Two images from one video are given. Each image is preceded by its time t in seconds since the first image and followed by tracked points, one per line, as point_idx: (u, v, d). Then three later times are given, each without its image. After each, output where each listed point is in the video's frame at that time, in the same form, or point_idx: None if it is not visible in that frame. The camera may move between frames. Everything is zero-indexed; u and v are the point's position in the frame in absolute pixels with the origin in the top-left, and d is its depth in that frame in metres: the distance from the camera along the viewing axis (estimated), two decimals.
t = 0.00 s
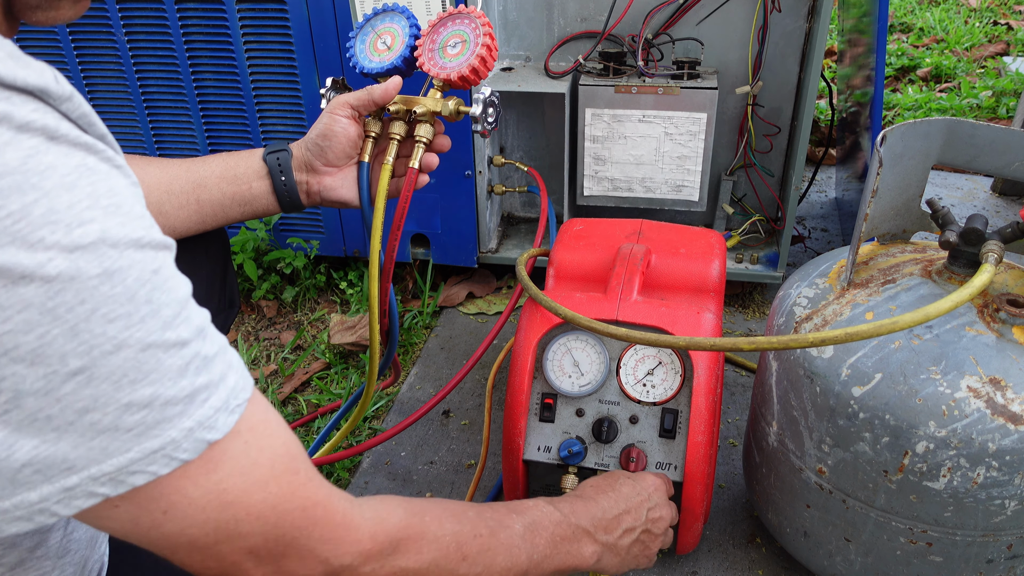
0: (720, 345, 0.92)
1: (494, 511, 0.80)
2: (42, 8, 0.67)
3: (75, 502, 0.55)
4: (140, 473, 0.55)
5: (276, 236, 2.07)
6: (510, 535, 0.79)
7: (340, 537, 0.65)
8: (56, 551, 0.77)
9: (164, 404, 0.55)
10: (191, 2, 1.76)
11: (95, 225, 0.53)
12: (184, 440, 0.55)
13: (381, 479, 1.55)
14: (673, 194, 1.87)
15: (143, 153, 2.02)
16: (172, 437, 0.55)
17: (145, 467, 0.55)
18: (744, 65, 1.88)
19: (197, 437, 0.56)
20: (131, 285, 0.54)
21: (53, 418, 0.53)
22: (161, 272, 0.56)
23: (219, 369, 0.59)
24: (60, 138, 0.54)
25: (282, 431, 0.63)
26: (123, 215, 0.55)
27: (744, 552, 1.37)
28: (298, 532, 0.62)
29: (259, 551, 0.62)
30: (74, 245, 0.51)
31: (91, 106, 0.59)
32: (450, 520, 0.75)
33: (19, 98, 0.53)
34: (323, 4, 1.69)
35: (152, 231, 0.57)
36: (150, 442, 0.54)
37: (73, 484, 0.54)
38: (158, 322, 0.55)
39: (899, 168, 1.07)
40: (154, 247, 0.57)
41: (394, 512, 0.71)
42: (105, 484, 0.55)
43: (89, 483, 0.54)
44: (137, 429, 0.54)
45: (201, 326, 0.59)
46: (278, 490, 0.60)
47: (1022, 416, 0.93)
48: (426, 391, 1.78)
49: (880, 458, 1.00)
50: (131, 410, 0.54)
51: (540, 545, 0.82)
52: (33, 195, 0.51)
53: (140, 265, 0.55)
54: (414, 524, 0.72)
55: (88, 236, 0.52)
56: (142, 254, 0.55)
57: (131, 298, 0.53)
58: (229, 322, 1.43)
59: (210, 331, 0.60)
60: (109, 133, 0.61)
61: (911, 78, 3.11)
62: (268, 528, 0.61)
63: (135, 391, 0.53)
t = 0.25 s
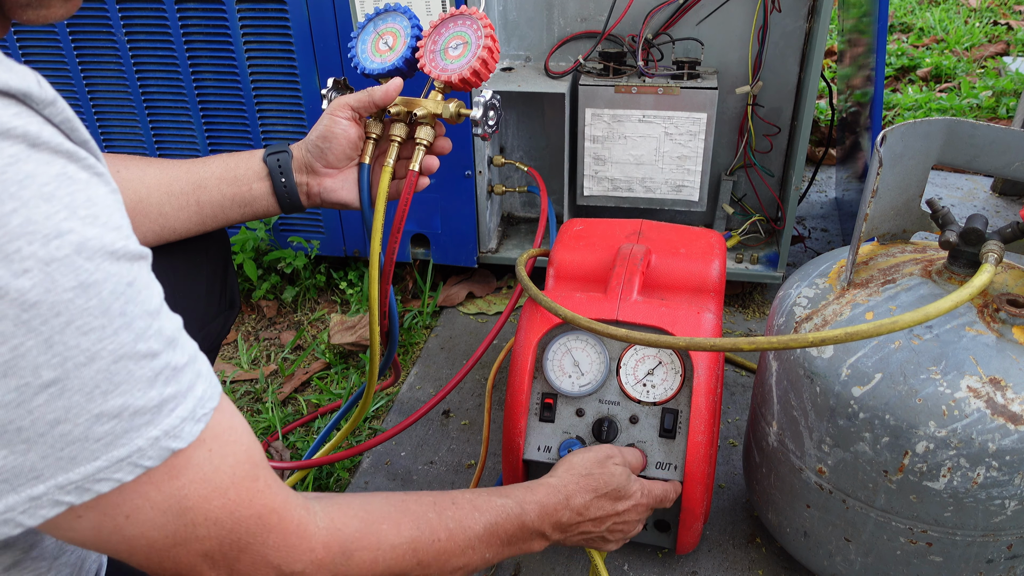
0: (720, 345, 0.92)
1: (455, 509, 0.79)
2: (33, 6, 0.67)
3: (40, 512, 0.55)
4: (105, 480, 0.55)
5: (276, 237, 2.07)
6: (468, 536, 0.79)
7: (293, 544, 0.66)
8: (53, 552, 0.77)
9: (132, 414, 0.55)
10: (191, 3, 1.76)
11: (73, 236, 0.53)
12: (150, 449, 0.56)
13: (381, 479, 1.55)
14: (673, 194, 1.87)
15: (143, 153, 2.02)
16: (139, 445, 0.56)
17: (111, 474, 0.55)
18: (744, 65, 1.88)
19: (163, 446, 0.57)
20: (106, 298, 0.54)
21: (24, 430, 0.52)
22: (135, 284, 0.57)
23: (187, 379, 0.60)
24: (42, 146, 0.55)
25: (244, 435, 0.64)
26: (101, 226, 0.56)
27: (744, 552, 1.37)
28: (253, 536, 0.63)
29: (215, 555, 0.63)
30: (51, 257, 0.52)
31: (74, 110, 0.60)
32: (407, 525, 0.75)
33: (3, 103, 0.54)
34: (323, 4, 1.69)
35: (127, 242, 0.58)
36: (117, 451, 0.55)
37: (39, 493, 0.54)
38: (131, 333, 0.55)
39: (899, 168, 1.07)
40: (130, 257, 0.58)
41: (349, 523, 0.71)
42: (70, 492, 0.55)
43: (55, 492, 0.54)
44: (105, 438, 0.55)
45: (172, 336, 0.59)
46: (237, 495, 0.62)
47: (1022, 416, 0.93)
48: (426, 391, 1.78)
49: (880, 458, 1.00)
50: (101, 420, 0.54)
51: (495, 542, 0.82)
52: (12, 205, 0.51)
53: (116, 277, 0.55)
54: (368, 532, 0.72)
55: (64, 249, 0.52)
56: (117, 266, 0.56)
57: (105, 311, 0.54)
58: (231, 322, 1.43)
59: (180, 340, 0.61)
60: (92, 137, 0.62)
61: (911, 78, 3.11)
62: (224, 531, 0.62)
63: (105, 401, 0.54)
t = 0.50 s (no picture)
0: (720, 345, 0.91)
1: (475, 501, 0.80)
2: None
3: (47, 490, 0.55)
4: (112, 459, 0.55)
5: (275, 237, 2.07)
6: (488, 529, 0.79)
7: (311, 520, 0.66)
8: (50, 549, 0.77)
9: (136, 393, 0.55)
10: (191, 2, 1.76)
11: (66, 217, 0.53)
12: (156, 428, 0.56)
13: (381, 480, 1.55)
14: (673, 194, 1.87)
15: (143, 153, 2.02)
16: (144, 424, 0.56)
17: (118, 453, 0.55)
18: (744, 65, 1.88)
19: (169, 425, 0.56)
20: (104, 278, 0.54)
21: (26, 411, 0.53)
22: (132, 264, 0.56)
23: (192, 357, 0.59)
24: (30, 128, 0.55)
25: (256, 412, 0.64)
26: (94, 207, 0.55)
27: (745, 552, 1.37)
28: (270, 513, 0.63)
29: (233, 530, 0.63)
30: (45, 239, 0.51)
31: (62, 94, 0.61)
32: (427, 511, 0.75)
33: None
34: (323, 4, 1.69)
35: (123, 223, 0.57)
36: (122, 430, 0.55)
37: (46, 472, 0.55)
38: (131, 314, 0.55)
39: (899, 168, 1.07)
40: (127, 237, 0.57)
41: (370, 502, 0.71)
42: (77, 471, 0.55)
43: (62, 470, 0.55)
44: (110, 418, 0.55)
45: (174, 316, 0.59)
46: (250, 472, 0.61)
47: (1022, 416, 0.93)
48: (426, 391, 1.78)
49: (880, 458, 1.00)
50: (104, 400, 0.54)
51: (513, 541, 0.82)
52: (3, 187, 0.51)
53: (112, 258, 0.55)
54: (388, 513, 0.72)
55: (58, 230, 0.52)
56: (114, 246, 0.55)
57: (104, 291, 0.54)
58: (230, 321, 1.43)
59: (184, 319, 0.60)
60: (81, 121, 0.63)
61: (911, 78, 3.11)
62: (240, 508, 0.62)
63: (108, 381, 0.54)
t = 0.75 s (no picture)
0: (720, 345, 0.92)
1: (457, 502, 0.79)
2: None
3: (27, 496, 0.56)
4: (93, 464, 0.56)
5: (276, 236, 2.07)
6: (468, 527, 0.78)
7: (291, 526, 0.66)
8: (48, 548, 0.77)
9: (118, 394, 0.56)
10: (191, 2, 1.76)
11: (50, 213, 0.54)
12: (137, 430, 0.57)
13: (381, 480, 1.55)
14: (673, 194, 1.87)
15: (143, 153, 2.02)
16: (125, 426, 0.56)
17: (99, 457, 0.56)
18: (744, 65, 1.88)
19: (149, 427, 0.57)
20: (88, 275, 0.55)
21: (6, 410, 0.53)
22: (117, 263, 0.58)
23: (174, 359, 0.60)
24: (15, 123, 0.57)
25: (237, 418, 0.64)
26: (78, 203, 0.56)
27: (744, 552, 1.37)
28: (248, 520, 0.64)
29: (209, 538, 0.64)
30: (28, 235, 0.52)
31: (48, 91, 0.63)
32: (406, 509, 0.74)
33: None
34: (323, 3, 1.69)
35: (108, 221, 0.58)
36: (103, 432, 0.56)
37: (26, 476, 0.55)
38: (114, 313, 0.56)
39: (899, 168, 1.07)
40: (111, 237, 0.58)
41: (347, 503, 0.71)
42: (58, 476, 0.56)
43: (42, 475, 0.55)
44: (91, 420, 0.55)
45: (158, 318, 0.60)
46: (230, 478, 0.62)
47: (1022, 416, 0.93)
48: (426, 391, 1.78)
49: (880, 458, 1.00)
50: (86, 401, 0.55)
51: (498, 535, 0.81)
52: None
53: (96, 256, 0.56)
54: (365, 514, 0.72)
55: (41, 227, 0.53)
56: (98, 245, 0.57)
57: (87, 290, 0.55)
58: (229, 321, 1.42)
59: (168, 321, 0.61)
60: (67, 117, 0.64)
61: (911, 78, 3.11)
62: (220, 515, 0.62)
63: (90, 381, 0.55)
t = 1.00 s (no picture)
0: (720, 346, 0.91)
1: (430, 503, 0.81)
2: None
3: (6, 505, 0.56)
4: (74, 472, 0.56)
5: (275, 236, 2.07)
6: (438, 516, 0.80)
7: (262, 535, 0.67)
8: (46, 546, 0.78)
9: (97, 400, 0.56)
10: (191, 2, 1.76)
11: (35, 215, 0.55)
12: (116, 437, 0.57)
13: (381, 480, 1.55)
14: (673, 194, 1.87)
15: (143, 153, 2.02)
16: (105, 432, 0.57)
17: (80, 465, 0.56)
18: (744, 65, 1.88)
19: (129, 434, 0.58)
20: (72, 279, 0.56)
21: None
22: (101, 267, 0.58)
23: (155, 367, 0.60)
24: (5, 124, 0.58)
25: (214, 427, 0.65)
26: (65, 205, 0.57)
27: (744, 552, 1.37)
28: (221, 528, 0.64)
29: (181, 546, 0.64)
30: (13, 237, 0.53)
31: (35, 92, 0.65)
32: (375, 509, 0.76)
33: None
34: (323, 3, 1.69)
35: (94, 224, 0.59)
36: (83, 439, 0.56)
37: (5, 484, 0.55)
38: (96, 317, 0.56)
39: (899, 168, 1.07)
40: (96, 240, 0.59)
41: (317, 508, 0.72)
42: (38, 486, 0.56)
43: (22, 484, 0.55)
44: (71, 425, 0.56)
45: (140, 324, 0.60)
46: (204, 487, 0.63)
47: (1022, 416, 0.93)
48: (426, 391, 1.78)
49: (880, 458, 1.00)
50: (66, 406, 0.55)
51: (469, 523, 0.83)
52: None
53: (81, 259, 0.57)
54: (335, 516, 0.73)
55: (26, 229, 0.54)
56: (83, 248, 0.57)
57: (70, 293, 0.55)
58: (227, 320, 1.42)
59: (150, 328, 0.61)
60: (54, 120, 0.66)
61: (911, 78, 3.11)
62: (189, 522, 0.63)
63: (70, 385, 0.55)
